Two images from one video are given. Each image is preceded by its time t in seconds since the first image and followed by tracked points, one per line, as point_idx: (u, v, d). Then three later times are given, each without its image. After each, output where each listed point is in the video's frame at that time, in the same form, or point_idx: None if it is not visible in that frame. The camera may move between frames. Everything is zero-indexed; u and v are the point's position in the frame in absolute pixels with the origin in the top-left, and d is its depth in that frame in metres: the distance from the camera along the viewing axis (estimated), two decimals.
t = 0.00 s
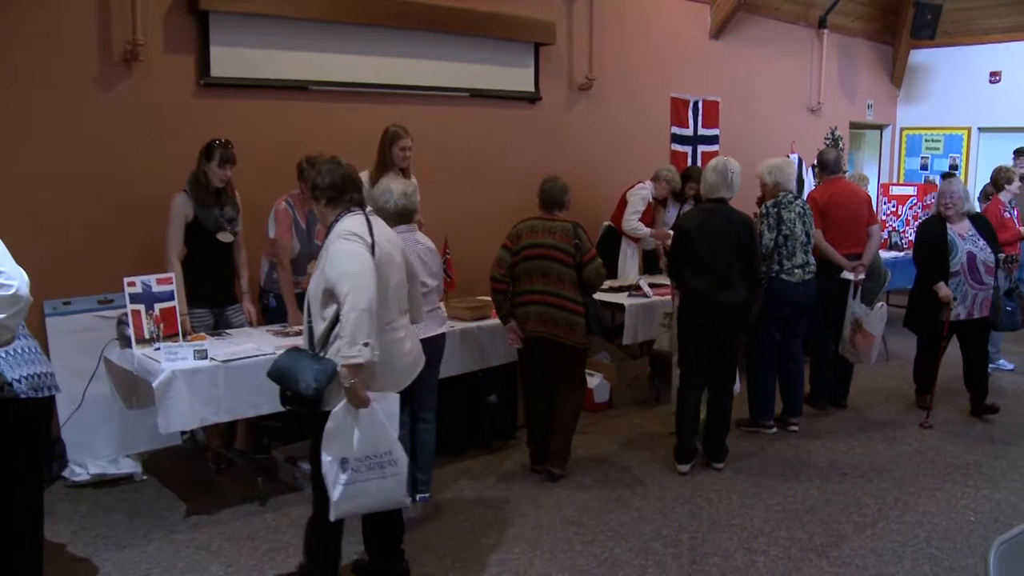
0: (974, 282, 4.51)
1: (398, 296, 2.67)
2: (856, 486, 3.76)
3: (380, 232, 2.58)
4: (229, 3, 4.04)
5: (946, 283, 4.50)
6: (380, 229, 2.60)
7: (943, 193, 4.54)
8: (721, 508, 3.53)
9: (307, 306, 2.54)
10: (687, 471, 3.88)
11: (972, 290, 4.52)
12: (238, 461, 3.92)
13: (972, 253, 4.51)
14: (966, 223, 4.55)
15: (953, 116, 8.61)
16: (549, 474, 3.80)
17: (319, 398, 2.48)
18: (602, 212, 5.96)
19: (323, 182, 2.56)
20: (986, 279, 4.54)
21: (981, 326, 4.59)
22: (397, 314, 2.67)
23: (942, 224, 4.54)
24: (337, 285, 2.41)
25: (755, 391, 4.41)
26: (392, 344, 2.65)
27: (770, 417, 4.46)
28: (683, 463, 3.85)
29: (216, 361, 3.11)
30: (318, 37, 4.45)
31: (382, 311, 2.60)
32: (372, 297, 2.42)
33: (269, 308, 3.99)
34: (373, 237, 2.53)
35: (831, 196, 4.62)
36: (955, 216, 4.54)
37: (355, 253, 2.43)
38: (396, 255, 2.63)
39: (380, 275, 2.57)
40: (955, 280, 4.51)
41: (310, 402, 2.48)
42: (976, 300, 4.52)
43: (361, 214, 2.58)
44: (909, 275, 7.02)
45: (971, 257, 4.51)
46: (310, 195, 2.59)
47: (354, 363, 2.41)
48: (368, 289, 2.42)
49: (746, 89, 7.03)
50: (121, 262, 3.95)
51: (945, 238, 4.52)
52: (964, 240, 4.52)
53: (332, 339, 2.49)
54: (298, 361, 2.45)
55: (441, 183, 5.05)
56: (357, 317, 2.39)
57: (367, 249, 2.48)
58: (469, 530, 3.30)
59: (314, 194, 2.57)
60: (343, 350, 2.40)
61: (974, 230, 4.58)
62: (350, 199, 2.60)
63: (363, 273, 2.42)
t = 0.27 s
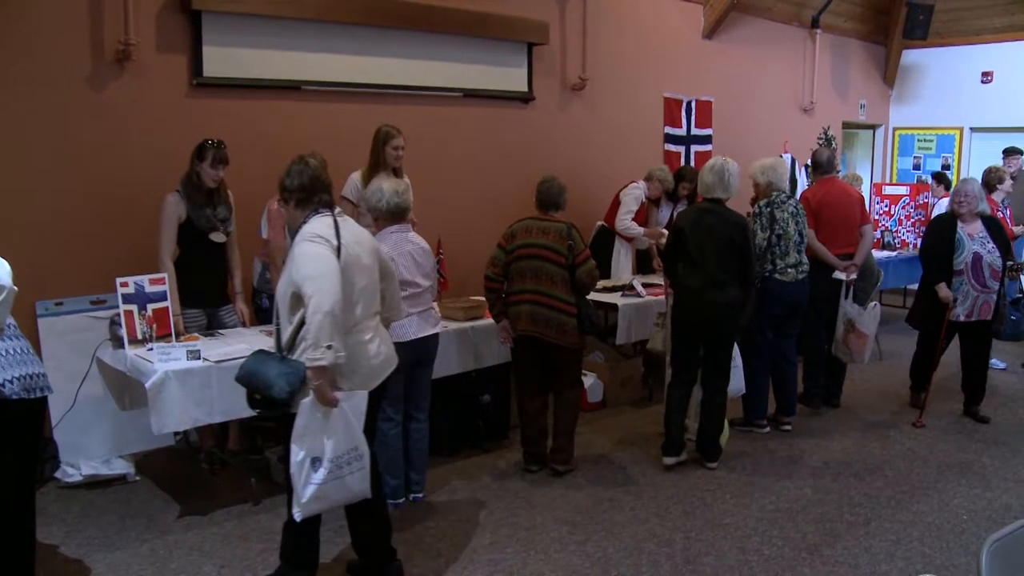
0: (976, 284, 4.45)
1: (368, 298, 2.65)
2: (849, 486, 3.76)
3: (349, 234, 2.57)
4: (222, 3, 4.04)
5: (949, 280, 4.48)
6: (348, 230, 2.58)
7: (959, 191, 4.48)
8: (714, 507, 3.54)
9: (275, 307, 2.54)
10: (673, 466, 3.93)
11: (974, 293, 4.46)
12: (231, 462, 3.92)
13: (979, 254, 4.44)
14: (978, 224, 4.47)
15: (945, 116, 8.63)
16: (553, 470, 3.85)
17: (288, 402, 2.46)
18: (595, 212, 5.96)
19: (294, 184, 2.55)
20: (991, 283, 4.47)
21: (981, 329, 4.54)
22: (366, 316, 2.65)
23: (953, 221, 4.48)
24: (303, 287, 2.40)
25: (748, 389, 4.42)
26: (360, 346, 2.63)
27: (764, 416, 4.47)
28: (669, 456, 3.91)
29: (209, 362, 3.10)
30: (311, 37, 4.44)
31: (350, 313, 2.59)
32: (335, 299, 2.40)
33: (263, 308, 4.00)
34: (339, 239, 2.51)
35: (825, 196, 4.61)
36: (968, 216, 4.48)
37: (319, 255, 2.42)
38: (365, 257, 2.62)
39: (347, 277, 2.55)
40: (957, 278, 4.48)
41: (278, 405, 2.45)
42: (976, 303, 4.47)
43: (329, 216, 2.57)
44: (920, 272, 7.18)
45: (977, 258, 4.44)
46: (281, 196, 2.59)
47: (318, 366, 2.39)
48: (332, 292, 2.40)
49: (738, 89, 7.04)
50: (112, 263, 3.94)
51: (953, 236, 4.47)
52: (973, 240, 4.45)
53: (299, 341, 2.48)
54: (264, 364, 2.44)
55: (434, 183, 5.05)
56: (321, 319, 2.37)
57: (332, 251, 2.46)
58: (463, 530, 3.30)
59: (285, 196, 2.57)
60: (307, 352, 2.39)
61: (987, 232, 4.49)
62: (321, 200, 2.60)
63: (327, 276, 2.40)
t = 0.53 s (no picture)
0: (979, 284, 4.37)
1: (311, 298, 2.67)
2: (835, 484, 3.78)
3: (289, 234, 2.58)
4: (207, 2, 4.02)
5: (950, 280, 4.40)
6: (288, 231, 2.59)
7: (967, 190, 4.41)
8: (700, 505, 3.55)
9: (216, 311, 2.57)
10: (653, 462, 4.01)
11: (978, 293, 4.38)
12: (217, 463, 3.90)
13: (982, 254, 4.37)
14: (983, 224, 4.40)
15: (930, 116, 8.67)
16: (549, 465, 3.93)
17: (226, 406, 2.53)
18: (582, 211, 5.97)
19: (240, 179, 2.55)
20: (995, 285, 4.39)
21: (981, 332, 4.46)
22: (309, 317, 2.67)
23: (958, 220, 4.40)
24: (241, 291, 2.42)
25: (734, 389, 4.43)
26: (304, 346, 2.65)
27: (750, 416, 4.48)
28: (648, 454, 3.98)
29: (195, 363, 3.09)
30: (297, 36, 4.43)
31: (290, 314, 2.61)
32: (273, 302, 2.43)
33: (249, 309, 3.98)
34: (278, 241, 2.52)
35: (811, 195, 4.63)
36: (974, 215, 4.40)
37: (256, 259, 2.43)
38: (307, 257, 2.63)
39: (287, 278, 2.57)
40: (959, 278, 4.39)
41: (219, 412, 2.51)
42: (981, 304, 4.37)
43: (270, 216, 2.58)
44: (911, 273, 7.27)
45: (980, 258, 4.37)
46: (224, 192, 2.57)
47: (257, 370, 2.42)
48: (269, 295, 2.42)
49: (724, 88, 7.06)
50: (97, 263, 3.92)
51: (957, 235, 4.40)
52: (977, 240, 4.38)
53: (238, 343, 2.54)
54: (202, 367, 2.51)
55: (421, 183, 5.04)
56: (258, 323, 2.39)
57: (270, 254, 2.48)
58: (449, 530, 3.30)
59: (229, 191, 2.56)
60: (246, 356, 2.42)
61: (992, 233, 4.42)
62: (264, 200, 2.60)
63: (264, 279, 2.42)
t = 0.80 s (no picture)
0: (974, 285, 4.26)
1: (276, 299, 2.68)
2: (825, 483, 3.79)
3: (251, 235, 2.60)
4: (196, 2, 4.01)
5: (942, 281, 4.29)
6: (251, 232, 2.61)
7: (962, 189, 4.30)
8: (691, 505, 3.55)
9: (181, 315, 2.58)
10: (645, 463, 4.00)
11: (973, 294, 4.26)
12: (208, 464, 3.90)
13: (976, 255, 4.26)
14: (977, 224, 4.29)
15: (919, 116, 8.70)
16: (540, 465, 3.93)
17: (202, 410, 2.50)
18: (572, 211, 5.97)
19: (201, 181, 2.55)
20: (991, 286, 4.27)
21: (975, 336, 4.35)
22: (275, 317, 2.68)
23: (953, 219, 4.29)
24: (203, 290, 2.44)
25: (724, 389, 4.44)
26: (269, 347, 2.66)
27: (741, 415, 4.48)
28: (639, 454, 3.99)
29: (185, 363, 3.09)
30: (287, 36, 4.42)
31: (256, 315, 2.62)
32: (235, 300, 2.44)
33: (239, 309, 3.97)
34: (240, 241, 2.54)
35: (801, 195, 4.64)
36: (968, 215, 4.29)
37: (216, 258, 2.45)
38: (270, 257, 2.64)
39: (251, 278, 2.58)
40: (953, 279, 4.28)
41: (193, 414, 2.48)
42: (976, 305, 4.26)
43: (232, 218, 2.59)
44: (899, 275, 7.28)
45: (974, 258, 4.26)
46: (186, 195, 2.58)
47: (220, 368, 2.43)
48: (231, 294, 2.44)
49: (715, 88, 7.07)
50: (86, 264, 3.91)
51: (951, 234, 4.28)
52: (971, 240, 4.27)
53: (205, 348, 2.54)
54: (175, 373, 2.47)
55: (411, 183, 5.04)
56: (221, 321, 2.41)
57: (232, 253, 2.50)
58: (440, 530, 3.30)
59: (191, 194, 2.57)
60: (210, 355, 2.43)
61: (986, 233, 4.32)
62: (227, 202, 2.61)
63: (225, 278, 2.44)
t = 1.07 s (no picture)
0: (973, 286, 4.22)
1: (249, 297, 2.66)
2: (817, 483, 3.79)
3: (222, 233, 2.58)
4: (187, 2, 4.00)
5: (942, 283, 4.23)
6: (221, 231, 2.59)
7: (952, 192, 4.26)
8: (686, 504, 3.56)
9: (153, 315, 2.56)
10: (637, 463, 4.01)
11: (972, 296, 4.23)
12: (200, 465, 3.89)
13: (973, 256, 4.23)
14: (970, 225, 4.27)
15: (911, 116, 8.72)
16: (533, 465, 3.93)
17: (177, 408, 2.54)
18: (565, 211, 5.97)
19: (170, 184, 2.53)
20: (988, 286, 4.25)
21: (973, 336, 4.33)
22: (248, 315, 2.66)
23: (947, 222, 4.25)
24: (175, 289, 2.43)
25: (716, 389, 4.44)
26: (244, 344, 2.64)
27: (733, 415, 4.49)
28: (631, 454, 3.99)
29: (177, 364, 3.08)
30: (279, 37, 4.42)
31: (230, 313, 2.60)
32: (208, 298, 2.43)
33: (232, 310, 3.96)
34: (212, 239, 2.52)
35: (794, 194, 4.65)
36: (960, 217, 4.26)
37: (190, 256, 2.43)
38: (242, 256, 2.63)
39: (225, 276, 2.56)
40: (952, 281, 4.23)
41: (168, 412, 2.53)
42: (976, 306, 4.23)
43: (201, 217, 2.57)
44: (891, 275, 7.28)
45: (972, 259, 4.23)
46: (154, 198, 2.55)
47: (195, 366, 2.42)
48: (206, 291, 2.42)
49: (707, 88, 7.08)
50: (77, 264, 3.90)
51: (947, 237, 4.24)
52: (966, 242, 4.24)
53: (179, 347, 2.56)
54: (150, 373, 2.51)
55: (404, 183, 5.04)
56: (195, 318, 2.41)
57: (205, 252, 2.48)
58: (433, 530, 3.29)
59: (160, 197, 2.54)
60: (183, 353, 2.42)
61: (977, 233, 4.30)
62: (195, 203, 2.59)
63: (199, 276, 2.42)
